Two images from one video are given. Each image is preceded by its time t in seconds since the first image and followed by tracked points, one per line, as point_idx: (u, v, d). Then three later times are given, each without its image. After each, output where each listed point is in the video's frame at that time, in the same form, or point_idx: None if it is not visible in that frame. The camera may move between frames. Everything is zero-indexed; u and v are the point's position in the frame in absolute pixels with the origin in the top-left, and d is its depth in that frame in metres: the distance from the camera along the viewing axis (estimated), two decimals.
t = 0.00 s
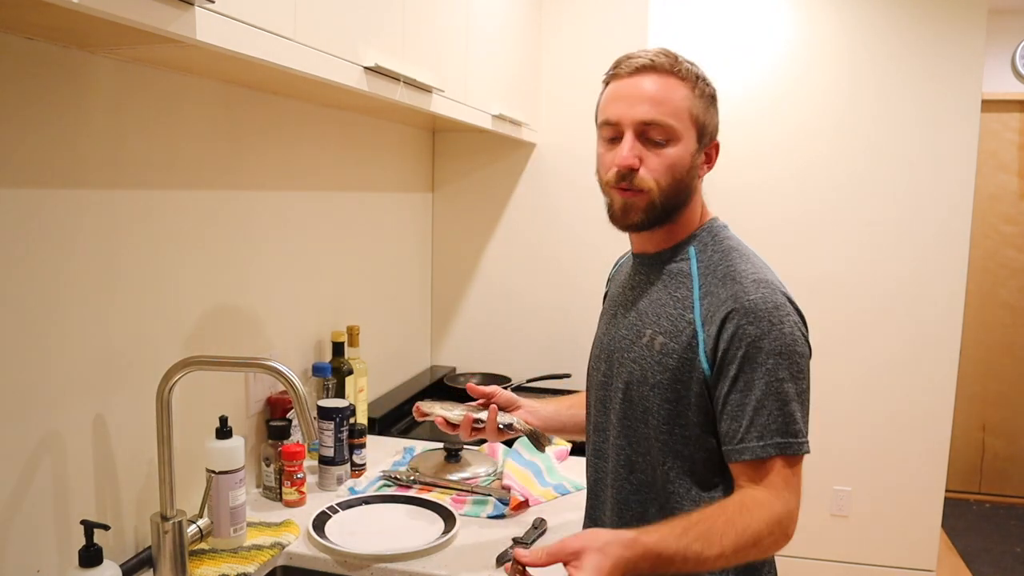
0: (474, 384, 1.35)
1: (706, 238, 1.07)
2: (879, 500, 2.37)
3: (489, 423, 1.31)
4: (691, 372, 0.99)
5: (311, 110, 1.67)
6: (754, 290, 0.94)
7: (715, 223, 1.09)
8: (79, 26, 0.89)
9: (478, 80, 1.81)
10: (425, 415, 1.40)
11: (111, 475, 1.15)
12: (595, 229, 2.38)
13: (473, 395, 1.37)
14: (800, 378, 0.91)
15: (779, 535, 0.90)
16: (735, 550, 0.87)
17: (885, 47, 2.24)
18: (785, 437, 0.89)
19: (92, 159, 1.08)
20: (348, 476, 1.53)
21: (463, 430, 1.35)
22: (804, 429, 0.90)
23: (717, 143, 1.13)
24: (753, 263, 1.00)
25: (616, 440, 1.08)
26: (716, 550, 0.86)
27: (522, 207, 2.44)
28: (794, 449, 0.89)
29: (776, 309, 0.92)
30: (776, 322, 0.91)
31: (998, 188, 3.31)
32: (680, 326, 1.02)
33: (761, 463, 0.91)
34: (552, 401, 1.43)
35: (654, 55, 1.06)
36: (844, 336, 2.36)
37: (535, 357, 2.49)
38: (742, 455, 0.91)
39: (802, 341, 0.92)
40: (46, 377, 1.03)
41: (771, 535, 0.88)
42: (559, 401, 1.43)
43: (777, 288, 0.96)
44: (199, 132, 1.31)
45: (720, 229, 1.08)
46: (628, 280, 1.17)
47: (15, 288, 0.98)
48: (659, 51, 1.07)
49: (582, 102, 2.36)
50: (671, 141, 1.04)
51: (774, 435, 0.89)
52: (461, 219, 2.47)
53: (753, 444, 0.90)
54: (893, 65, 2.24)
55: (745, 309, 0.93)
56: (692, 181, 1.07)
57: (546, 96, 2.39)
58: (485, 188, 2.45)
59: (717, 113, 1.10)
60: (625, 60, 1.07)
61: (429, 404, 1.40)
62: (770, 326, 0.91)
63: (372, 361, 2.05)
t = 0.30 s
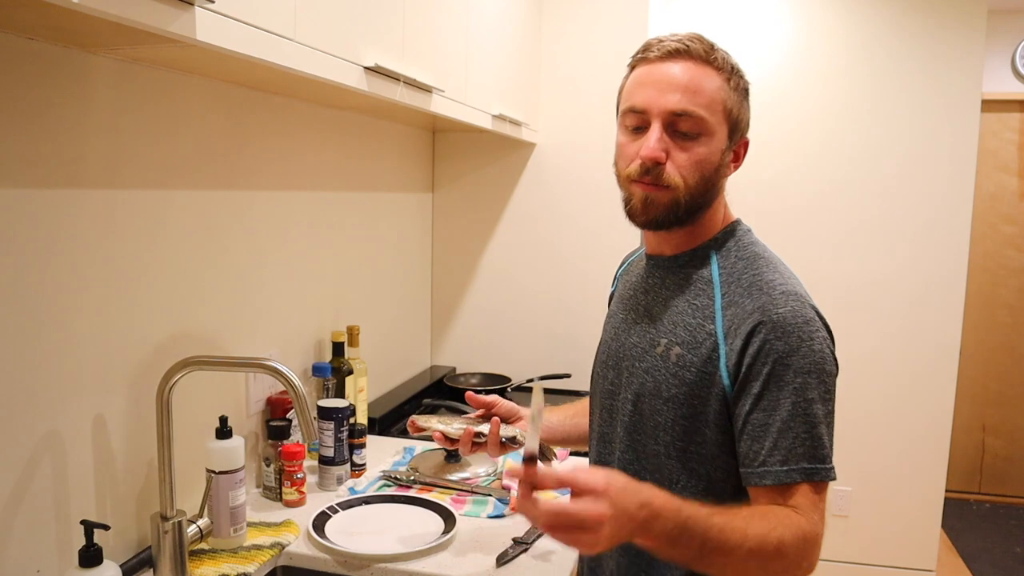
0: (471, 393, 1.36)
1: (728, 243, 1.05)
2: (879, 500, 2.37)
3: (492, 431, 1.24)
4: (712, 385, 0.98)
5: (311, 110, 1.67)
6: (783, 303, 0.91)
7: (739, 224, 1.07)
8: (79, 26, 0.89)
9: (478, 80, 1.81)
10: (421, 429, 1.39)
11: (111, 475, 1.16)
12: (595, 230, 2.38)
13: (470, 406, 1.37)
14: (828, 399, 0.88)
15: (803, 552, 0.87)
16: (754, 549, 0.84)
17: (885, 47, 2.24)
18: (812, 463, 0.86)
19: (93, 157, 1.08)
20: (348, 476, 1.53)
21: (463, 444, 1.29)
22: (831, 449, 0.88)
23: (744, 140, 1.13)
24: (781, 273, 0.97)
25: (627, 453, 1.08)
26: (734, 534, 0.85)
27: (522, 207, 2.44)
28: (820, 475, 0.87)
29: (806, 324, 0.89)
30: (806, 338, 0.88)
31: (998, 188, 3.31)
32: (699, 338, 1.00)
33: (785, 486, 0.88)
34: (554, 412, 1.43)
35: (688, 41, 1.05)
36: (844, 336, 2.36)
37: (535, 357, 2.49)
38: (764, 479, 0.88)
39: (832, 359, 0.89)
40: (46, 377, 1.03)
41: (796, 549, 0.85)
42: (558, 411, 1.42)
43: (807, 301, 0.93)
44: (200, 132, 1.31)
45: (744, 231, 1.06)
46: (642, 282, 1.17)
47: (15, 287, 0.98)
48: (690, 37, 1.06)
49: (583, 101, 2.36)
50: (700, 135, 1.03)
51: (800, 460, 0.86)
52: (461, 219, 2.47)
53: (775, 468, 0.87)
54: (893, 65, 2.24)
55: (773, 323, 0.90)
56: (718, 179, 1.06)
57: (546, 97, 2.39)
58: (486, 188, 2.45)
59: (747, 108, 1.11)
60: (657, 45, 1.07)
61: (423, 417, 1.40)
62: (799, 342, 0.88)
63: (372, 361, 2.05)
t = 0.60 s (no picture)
0: (464, 406, 1.27)
1: (734, 245, 1.03)
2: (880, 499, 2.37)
3: (487, 451, 1.25)
4: (728, 386, 0.96)
5: (311, 109, 1.67)
6: (798, 297, 0.90)
7: (746, 225, 1.06)
8: (78, 26, 0.89)
9: (478, 80, 1.81)
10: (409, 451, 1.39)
11: (111, 475, 1.15)
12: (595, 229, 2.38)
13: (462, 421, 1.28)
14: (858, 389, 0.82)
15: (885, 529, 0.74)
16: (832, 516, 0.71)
17: (884, 47, 2.24)
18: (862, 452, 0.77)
19: (92, 155, 1.08)
20: (348, 476, 1.53)
21: (457, 466, 1.30)
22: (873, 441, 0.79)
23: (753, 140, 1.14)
24: (793, 273, 0.96)
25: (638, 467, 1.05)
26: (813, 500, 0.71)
27: (522, 207, 2.44)
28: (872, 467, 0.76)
29: (824, 315, 0.87)
30: (826, 328, 0.86)
31: (998, 188, 3.31)
32: (711, 339, 0.99)
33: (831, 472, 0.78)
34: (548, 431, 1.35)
35: (702, 37, 1.05)
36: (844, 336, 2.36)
37: (535, 357, 2.49)
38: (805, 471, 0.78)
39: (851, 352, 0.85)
40: (46, 377, 1.03)
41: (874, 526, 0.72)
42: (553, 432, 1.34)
43: (822, 299, 0.91)
44: (199, 131, 1.31)
45: (751, 231, 1.05)
46: (646, 290, 1.15)
47: (15, 287, 0.98)
48: (701, 32, 1.06)
49: (583, 100, 2.35)
50: (717, 137, 1.04)
51: (846, 448, 0.77)
52: (461, 219, 2.47)
53: (819, 456, 0.77)
54: (892, 65, 2.24)
55: (791, 315, 0.88)
56: (733, 181, 1.07)
57: (546, 97, 2.39)
58: (485, 188, 2.45)
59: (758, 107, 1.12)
60: (667, 42, 1.06)
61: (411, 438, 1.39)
62: (821, 330, 0.85)
63: (372, 361, 2.05)
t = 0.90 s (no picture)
0: (456, 426, 1.28)
1: (725, 244, 1.03)
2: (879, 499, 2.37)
3: (481, 475, 1.24)
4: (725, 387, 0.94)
5: (311, 109, 1.67)
6: (790, 286, 0.89)
7: (732, 225, 1.06)
8: (79, 26, 0.89)
9: (478, 80, 1.81)
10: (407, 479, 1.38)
11: (111, 475, 1.15)
12: (595, 229, 2.38)
13: (455, 442, 1.29)
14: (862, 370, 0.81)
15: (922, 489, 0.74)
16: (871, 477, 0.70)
17: (883, 47, 2.25)
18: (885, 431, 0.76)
19: (92, 154, 1.08)
20: (348, 476, 1.53)
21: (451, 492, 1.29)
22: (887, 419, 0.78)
23: (724, 139, 1.14)
24: (785, 265, 0.95)
25: (636, 481, 1.02)
26: (852, 461, 0.69)
27: (522, 207, 2.43)
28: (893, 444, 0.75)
29: (819, 301, 0.87)
30: (822, 313, 0.85)
31: (998, 188, 3.31)
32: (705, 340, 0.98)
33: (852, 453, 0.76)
34: (546, 454, 1.36)
35: (661, 38, 1.06)
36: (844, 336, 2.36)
37: (535, 358, 2.49)
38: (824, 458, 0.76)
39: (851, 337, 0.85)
40: (46, 378, 1.03)
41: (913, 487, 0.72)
42: (551, 454, 1.35)
43: (817, 288, 0.90)
44: (199, 131, 1.31)
45: (738, 230, 1.04)
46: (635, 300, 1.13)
47: (14, 287, 0.98)
48: (660, 33, 1.07)
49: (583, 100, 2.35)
50: (689, 134, 1.03)
51: (864, 426, 0.75)
52: (461, 219, 2.47)
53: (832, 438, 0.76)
54: (892, 65, 2.24)
55: (785, 302, 0.87)
56: (710, 178, 1.06)
57: (546, 97, 2.39)
58: (485, 188, 2.45)
59: (726, 103, 1.11)
60: (627, 46, 1.06)
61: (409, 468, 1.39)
62: (817, 315, 0.84)
63: (372, 361, 2.05)
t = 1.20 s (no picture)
0: (446, 426, 1.27)
1: (713, 242, 1.03)
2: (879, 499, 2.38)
3: (471, 478, 1.19)
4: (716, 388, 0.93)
5: (311, 109, 1.67)
6: (778, 282, 0.89)
7: (719, 223, 1.05)
8: (79, 26, 0.89)
9: (478, 80, 1.81)
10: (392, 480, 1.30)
11: (111, 474, 1.15)
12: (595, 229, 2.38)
13: (444, 443, 1.26)
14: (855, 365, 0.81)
15: (915, 480, 0.74)
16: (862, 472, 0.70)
17: (883, 47, 2.25)
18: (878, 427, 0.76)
19: (91, 153, 1.08)
20: (348, 476, 1.53)
21: (440, 495, 1.21)
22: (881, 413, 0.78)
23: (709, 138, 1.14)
24: (775, 261, 0.95)
25: (628, 486, 1.02)
26: (842, 456, 0.69)
27: (522, 207, 2.43)
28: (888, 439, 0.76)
29: (808, 297, 0.86)
30: (811, 308, 0.84)
31: (998, 188, 3.31)
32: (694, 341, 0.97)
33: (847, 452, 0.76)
34: (537, 457, 1.37)
35: (640, 39, 1.06)
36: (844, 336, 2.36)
37: (535, 358, 2.49)
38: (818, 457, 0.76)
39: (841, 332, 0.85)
40: (46, 378, 1.03)
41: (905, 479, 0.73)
42: (538, 458, 1.36)
43: (807, 285, 0.90)
44: (199, 131, 1.31)
45: (727, 228, 1.04)
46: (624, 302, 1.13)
47: (14, 287, 0.98)
48: (639, 35, 1.07)
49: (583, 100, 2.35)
50: (667, 136, 1.03)
51: (857, 423, 0.75)
52: (461, 219, 2.47)
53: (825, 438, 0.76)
54: (892, 65, 2.24)
55: (773, 299, 0.87)
56: (692, 179, 1.06)
57: (546, 96, 2.39)
58: (486, 188, 2.45)
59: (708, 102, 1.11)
60: (605, 48, 1.07)
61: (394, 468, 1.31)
62: (806, 311, 0.84)
63: (372, 361, 2.05)
